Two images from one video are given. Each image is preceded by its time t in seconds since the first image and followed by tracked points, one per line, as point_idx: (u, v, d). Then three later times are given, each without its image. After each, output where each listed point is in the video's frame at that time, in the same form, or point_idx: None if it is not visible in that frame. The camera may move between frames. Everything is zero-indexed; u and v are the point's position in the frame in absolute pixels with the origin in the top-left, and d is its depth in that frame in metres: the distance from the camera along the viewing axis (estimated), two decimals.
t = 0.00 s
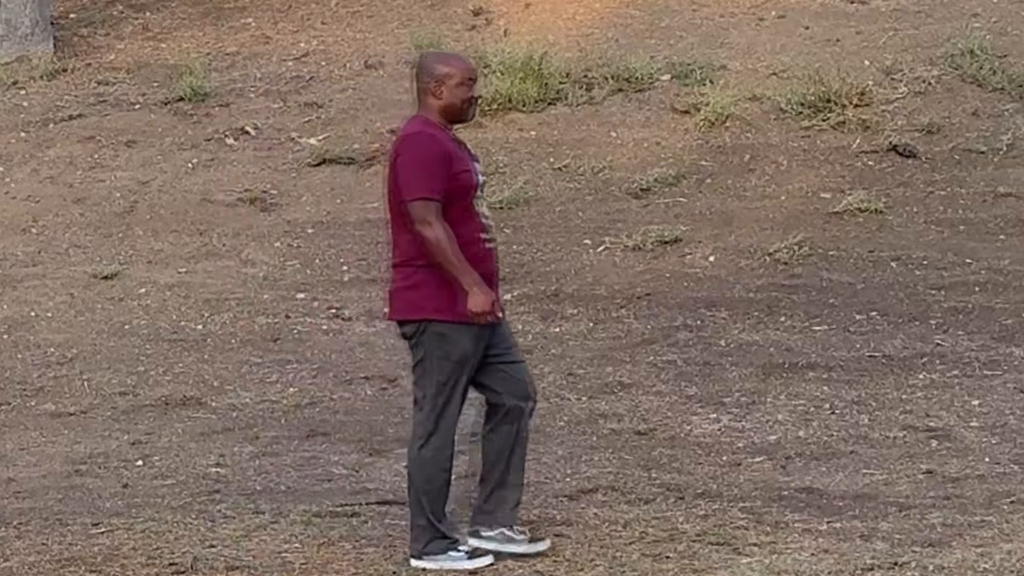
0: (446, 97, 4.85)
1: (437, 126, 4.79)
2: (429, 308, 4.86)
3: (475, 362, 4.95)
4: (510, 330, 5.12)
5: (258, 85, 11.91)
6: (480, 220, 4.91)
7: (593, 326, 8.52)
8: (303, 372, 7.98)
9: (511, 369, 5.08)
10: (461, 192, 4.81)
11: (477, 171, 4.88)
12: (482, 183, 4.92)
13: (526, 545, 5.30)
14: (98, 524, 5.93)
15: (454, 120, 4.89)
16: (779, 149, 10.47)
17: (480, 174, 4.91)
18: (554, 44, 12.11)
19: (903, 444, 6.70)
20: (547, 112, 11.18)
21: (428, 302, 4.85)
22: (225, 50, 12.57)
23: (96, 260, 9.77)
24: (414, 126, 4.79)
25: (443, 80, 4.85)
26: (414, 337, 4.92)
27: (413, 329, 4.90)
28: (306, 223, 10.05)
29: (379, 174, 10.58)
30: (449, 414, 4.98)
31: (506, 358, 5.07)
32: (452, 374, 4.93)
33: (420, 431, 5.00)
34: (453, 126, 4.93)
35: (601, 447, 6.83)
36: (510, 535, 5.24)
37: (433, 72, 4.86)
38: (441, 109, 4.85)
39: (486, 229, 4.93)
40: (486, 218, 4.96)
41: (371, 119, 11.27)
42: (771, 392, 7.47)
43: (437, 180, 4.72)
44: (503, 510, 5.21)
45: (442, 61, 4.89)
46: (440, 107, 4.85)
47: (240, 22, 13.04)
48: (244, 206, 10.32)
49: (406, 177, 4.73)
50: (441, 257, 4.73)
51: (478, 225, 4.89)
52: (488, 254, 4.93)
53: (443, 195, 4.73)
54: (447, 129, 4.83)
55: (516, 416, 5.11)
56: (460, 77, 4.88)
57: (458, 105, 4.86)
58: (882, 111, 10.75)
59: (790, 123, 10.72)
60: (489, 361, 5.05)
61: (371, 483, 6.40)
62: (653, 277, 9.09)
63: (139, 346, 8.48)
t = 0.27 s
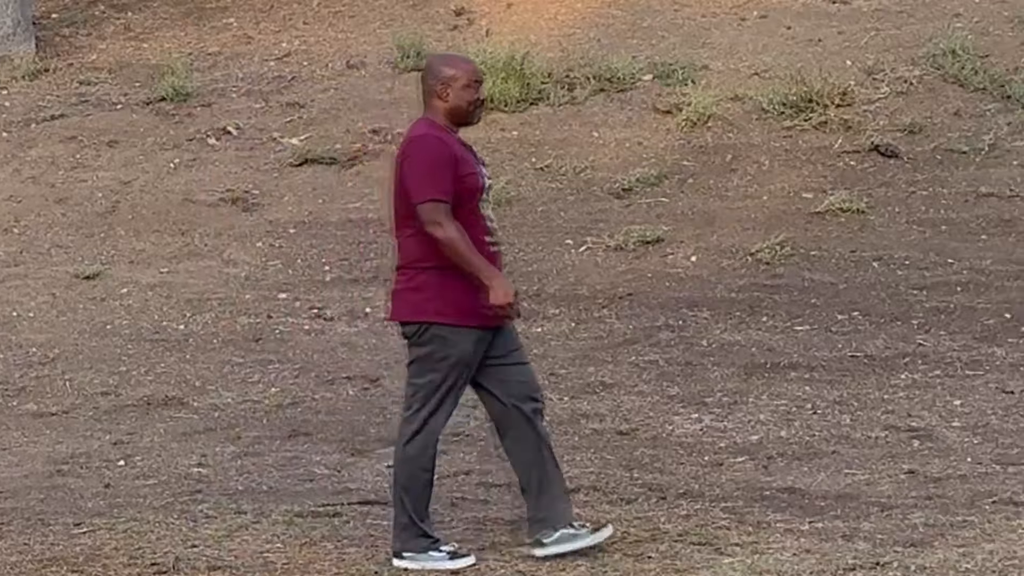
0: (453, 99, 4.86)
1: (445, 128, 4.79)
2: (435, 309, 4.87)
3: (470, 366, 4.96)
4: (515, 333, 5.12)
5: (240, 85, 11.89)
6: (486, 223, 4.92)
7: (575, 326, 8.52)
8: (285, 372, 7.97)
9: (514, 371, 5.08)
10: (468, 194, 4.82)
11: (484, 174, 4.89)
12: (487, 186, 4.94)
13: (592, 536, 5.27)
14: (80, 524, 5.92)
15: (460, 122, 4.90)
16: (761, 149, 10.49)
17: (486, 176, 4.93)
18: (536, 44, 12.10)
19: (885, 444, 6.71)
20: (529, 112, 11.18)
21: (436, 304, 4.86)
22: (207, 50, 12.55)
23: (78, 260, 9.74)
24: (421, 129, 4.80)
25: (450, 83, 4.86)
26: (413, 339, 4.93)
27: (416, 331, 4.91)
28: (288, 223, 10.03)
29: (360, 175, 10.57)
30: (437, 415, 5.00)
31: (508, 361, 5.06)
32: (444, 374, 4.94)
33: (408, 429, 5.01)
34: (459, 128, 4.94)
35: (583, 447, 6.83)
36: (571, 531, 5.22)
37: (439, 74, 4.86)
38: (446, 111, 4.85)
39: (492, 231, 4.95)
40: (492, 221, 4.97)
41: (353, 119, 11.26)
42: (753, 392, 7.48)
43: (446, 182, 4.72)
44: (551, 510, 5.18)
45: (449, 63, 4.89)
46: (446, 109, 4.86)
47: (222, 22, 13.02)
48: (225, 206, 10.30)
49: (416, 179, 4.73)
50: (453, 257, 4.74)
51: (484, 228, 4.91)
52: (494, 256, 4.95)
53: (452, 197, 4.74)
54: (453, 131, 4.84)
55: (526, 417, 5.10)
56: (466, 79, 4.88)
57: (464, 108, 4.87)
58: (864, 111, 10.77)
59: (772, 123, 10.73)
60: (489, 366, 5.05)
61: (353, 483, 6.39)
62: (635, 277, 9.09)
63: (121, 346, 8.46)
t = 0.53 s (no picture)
0: (459, 103, 4.93)
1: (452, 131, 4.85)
2: (442, 311, 4.92)
3: (469, 370, 5.00)
4: (518, 339, 5.15)
5: (222, 85, 11.86)
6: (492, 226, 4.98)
7: (557, 326, 8.52)
8: (267, 372, 7.96)
9: (516, 377, 5.12)
10: (477, 197, 4.87)
11: (490, 178, 4.95)
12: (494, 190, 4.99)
13: (622, 527, 5.29)
14: (62, 524, 5.90)
15: (467, 126, 4.96)
16: (743, 149, 10.50)
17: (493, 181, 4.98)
18: (518, 44, 12.09)
19: (867, 444, 6.72)
20: (511, 112, 11.19)
21: (443, 306, 4.92)
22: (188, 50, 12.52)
23: (60, 260, 9.72)
24: (429, 131, 4.85)
25: (457, 87, 4.93)
26: (417, 341, 4.98)
27: (419, 332, 4.96)
28: (270, 223, 10.02)
29: (342, 175, 10.56)
30: (432, 418, 5.04)
31: (511, 367, 5.10)
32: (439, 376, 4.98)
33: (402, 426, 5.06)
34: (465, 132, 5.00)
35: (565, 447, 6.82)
36: (597, 527, 5.24)
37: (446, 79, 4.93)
38: (454, 115, 4.92)
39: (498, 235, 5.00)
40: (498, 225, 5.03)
41: (335, 119, 11.25)
42: (735, 392, 7.49)
43: (456, 184, 4.77)
44: (571, 509, 5.22)
45: (455, 68, 4.96)
46: (453, 113, 4.93)
47: (204, 22, 12.99)
48: (207, 206, 10.28)
49: (424, 181, 4.78)
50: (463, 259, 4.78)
51: (491, 232, 4.96)
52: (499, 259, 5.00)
53: (461, 200, 4.79)
54: (459, 135, 4.90)
55: (531, 421, 5.14)
56: (473, 84, 4.95)
57: (470, 112, 4.94)
58: (846, 111, 10.78)
59: (754, 123, 10.74)
60: (491, 373, 5.09)
61: (334, 483, 6.38)
62: (617, 277, 9.10)
63: (103, 346, 8.44)
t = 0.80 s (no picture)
0: (468, 106, 4.97)
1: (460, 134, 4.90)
2: (449, 314, 4.97)
3: (472, 373, 5.05)
4: (527, 341, 5.18)
5: (204, 85, 11.84)
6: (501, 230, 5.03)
7: (539, 326, 8.52)
8: (249, 372, 7.94)
9: (524, 379, 5.14)
10: (485, 200, 4.92)
11: (499, 181, 5.00)
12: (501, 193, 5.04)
13: (628, 531, 5.31)
14: (44, 523, 5.88)
15: (475, 129, 5.00)
16: (725, 149, 10.51)
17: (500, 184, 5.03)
18: (500, 44, 12.07)
19: (849, 444, 6.73)
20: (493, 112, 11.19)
21: (451, 309, 4.96)
22: (170, 50, 12.49)
23: (41, 260, 9.69)
24: (438, 134, 4.90)
25: (465, 90, 4.97)
26: (422, 343, 5.03)
27: (424, 334, 5.01)
28: (252, 223, 10.00)
29: (324, 175, 10.54)
30: (432, 419, 5.09)
31: (518, 370, 5.13)
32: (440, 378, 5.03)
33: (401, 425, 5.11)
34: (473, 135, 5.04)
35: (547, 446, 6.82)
36: (603, 531, 5.27)
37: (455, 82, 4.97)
38: (463, 118, 4.96)
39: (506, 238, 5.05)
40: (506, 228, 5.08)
41: (316, 119, 11.24)
42: (717, 392, 7.49)
43: (465, 187, 4.82)
44: (576, 512, 5.25)
45: (464, 71, 5.00)
46: (462, 116, 4.97)
47: (185, 22, 12.95)
48: (189, 206, 10.25)
49: (432, 184, 4.82)
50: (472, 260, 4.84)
51: (499, 234, 5.01)
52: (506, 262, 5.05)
53: (470, 203, 4.84)
54: (468, 138, 4.94)
55: (539, 424, 5.16)
56: (482, 88, 4.99)
57: (479, 115, 4.98)
58: (828, 111, 10.79)
59: (736, 123, 10.75)
60: (498, 376, 5.12)
61: (316, 483, 6.37)
62: (599, 277, 9.11)
63: (85, 346, 8.42)
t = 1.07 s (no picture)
0: (478, 106, 4.99)
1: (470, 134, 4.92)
2: (460, 315, 4.98)
3: (483, 374, 5.07)
4: (540, 344, 5.18)
5: (185, 85, 11.81)
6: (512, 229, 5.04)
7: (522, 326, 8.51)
8: (231, 372, 7.93)
9: (536, 382, 5.14)
10: (496, 200, 4.93)
11: (510, 181, 5.01)
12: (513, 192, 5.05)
13: (625, 544, 5.29)
14: (25, 523, 5.86)
15: (485, 128, 5.02)
16: (707, 149, 10.52)
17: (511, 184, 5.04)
18: (481, 44, 12.06)
19: (831, 444, 6.75)
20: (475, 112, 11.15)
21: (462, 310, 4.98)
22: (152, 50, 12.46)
23: (22, 260, 9.66)
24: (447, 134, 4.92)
25: (475, 90, 4.99)
26: (433, 343, 5.05)
27: (436, 335, 5.03)
28: (234, 223, 9.98)
29: (306, 174, 10.52)
30: (440, 418, 5.10)
31: (529, 372, 5.13)
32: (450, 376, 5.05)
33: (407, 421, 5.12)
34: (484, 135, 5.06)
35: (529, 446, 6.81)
36: (594, 542, 5.25)
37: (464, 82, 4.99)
38: (472, 118, 4.98)
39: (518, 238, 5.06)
40: (518, 228, 5.09)
41: (298, 119, 11.22)
42: (699, 392, 7.50)
43: (474, 187, 4.83)
44: (576, 519, 5.25)
45: (474, 71, 5.02)
46: (471, 116, 4.99)
47: (167, 22, 12.91)
48: (171, 206, 10.23)
49: (440, 185, 4.84)
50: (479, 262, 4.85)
51: (510, 234, 5.02)
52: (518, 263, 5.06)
53: (479, 203, 4.85)
54: (477, 138, 4.96)
55: (546, 428, 5.16)
56: (491, 87, 5.00)
57: (488, 114, 5.00)
58: (809, 111, 10.80)
59: (717, 123, 10.76)
60: (510, 376, 5.12)
61: (298, 483, 6.36)
62: (581, 277, 9.11)
63: (67, 346, 8.39)
